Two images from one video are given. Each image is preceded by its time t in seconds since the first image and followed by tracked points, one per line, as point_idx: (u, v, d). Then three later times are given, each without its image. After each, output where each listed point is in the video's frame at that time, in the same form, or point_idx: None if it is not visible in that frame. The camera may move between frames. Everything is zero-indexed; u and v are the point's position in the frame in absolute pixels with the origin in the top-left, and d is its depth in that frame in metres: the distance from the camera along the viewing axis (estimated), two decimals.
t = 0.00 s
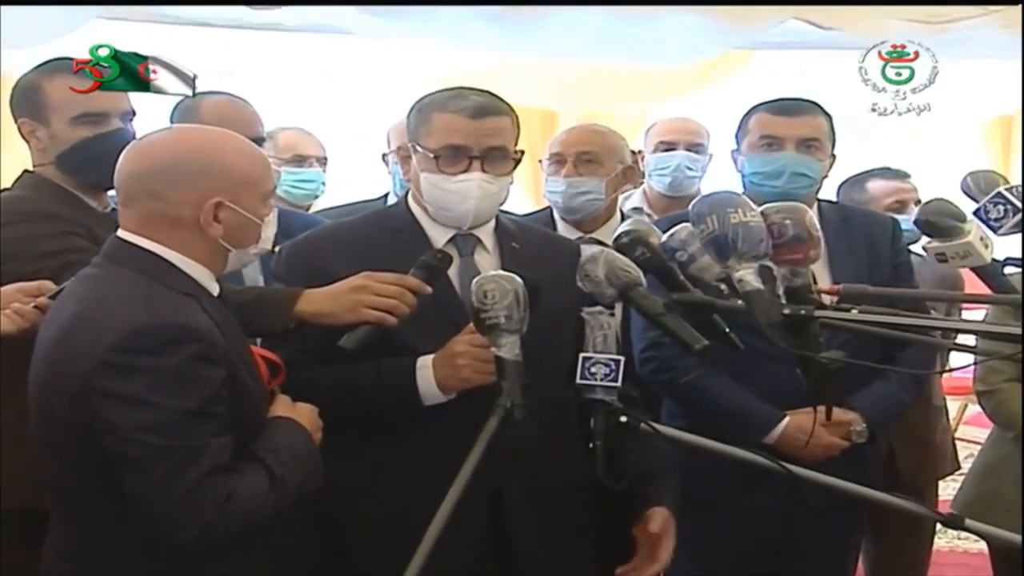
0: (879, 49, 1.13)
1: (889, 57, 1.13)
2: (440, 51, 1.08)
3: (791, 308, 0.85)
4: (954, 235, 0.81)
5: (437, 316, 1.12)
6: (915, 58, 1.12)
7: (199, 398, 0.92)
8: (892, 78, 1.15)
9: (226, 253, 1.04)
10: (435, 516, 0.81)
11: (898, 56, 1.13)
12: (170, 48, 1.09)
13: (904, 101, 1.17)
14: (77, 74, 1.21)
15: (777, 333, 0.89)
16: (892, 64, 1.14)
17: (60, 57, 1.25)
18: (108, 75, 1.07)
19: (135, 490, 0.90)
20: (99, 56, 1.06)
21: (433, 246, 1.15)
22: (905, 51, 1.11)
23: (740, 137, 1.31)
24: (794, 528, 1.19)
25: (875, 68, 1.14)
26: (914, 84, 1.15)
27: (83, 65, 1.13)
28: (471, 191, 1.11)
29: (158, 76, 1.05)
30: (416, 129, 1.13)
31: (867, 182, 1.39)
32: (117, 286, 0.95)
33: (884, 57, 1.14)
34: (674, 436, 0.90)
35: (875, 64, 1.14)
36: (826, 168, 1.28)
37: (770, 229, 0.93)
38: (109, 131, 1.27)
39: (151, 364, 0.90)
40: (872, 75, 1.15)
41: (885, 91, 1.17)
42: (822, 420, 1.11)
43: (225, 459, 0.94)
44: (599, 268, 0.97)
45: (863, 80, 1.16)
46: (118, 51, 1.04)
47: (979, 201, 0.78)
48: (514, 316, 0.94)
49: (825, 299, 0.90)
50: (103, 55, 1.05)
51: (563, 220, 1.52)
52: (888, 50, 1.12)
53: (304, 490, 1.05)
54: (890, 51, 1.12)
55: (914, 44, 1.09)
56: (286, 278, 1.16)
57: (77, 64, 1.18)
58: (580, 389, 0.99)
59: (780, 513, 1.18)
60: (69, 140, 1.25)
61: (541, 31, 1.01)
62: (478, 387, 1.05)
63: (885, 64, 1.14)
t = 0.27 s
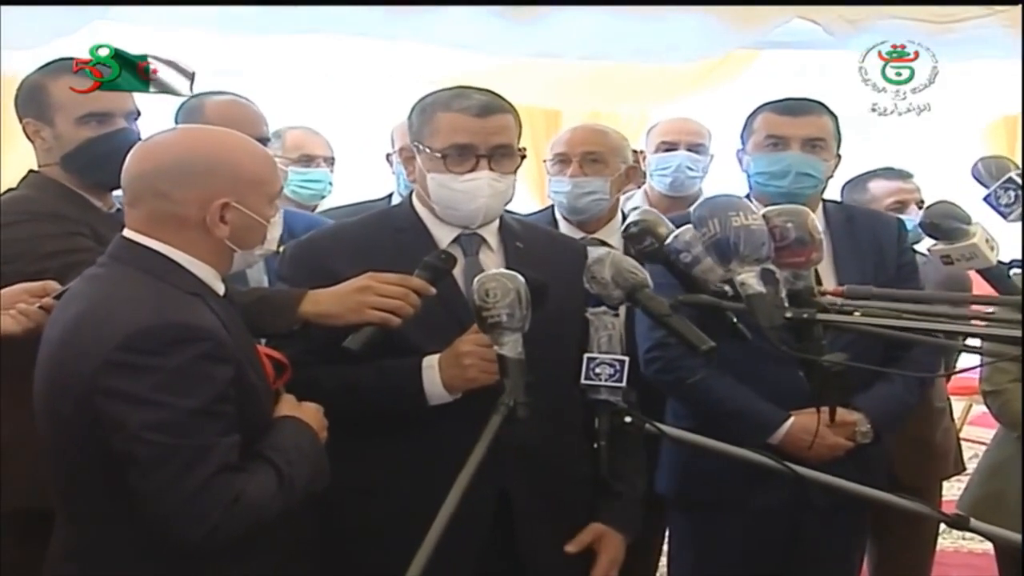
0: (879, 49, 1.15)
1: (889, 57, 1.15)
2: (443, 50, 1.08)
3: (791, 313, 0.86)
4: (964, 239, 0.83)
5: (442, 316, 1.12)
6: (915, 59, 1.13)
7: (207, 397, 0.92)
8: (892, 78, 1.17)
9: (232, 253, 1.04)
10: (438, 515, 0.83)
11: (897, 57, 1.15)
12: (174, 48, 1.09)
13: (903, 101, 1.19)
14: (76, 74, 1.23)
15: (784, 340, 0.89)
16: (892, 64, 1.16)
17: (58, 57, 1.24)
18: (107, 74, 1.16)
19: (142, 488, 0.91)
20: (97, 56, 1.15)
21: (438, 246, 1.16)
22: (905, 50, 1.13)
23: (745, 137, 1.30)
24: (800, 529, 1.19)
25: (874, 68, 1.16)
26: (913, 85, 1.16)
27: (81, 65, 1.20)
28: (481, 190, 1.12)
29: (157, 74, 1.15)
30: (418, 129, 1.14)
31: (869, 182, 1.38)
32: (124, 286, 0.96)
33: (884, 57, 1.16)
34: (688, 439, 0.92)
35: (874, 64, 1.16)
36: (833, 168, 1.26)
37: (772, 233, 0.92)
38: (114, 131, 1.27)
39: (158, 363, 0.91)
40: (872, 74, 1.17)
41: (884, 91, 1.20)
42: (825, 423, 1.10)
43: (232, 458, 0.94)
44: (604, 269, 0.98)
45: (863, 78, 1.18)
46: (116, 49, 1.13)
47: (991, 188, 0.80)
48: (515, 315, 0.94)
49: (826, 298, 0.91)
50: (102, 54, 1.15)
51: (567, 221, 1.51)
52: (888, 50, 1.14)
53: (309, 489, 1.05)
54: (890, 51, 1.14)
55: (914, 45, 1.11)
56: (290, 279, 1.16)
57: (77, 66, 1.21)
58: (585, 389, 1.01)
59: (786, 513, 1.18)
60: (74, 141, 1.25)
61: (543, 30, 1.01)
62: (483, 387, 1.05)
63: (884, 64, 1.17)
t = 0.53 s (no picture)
0: (879, 50, 1.18)
1: (889, 57, 1.18)
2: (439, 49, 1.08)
3: (780, 312, 0.87)
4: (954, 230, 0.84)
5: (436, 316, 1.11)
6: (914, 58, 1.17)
7: (202, 396, 0.92)
8: (892, 77, 1.20)
9: (228, 254, 1.04)
10: (435, 519, 0.87)
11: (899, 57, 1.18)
12: (169, 46, 1.08)
13: (904, 101, 1.22)
14: (76, 75, 1.21)
15: (767, 338, 0.92)
16: (893, 65, 1.19)
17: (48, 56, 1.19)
18: (108, 75, 1.16)
19: (137, 487, 0.90)
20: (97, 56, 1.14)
21: (431, 245, 1.15)
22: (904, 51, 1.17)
23: (738, 136, 1.30)
24: (795, 527, 1.19)
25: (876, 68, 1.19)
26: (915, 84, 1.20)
27: (80, 65, 1.18)
28: (476, 191, 1.13)
29: (155, 77, 1.15)
30: (417, 128, 1.16)
31: (863, 182, 1.32)
32: (118, 285, 0.96)
33: (884, 57, 1.19)
34: (679, 440, 0.95)
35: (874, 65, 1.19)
36: (825, 167, 1.27)
37: (763, 235, 0.93)
38: (108, 129, 1.27)
39: (153, 362, 0.91)
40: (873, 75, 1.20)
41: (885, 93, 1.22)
42: (817, 422, 1.10)
43: (227, 457, 0.94)
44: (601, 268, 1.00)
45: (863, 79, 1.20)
46: (116, 49, 1.12)
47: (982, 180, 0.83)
48: (514, 316, 0.96)
49: (819, 304, 0.89)
50: (102, 55, 1.13)
51: (561, 220, 1.51)
52: (888, 50, 1.17)
53: (305, 488, 1.05)
54: (890, 51, 1.17)
55: (913, 45, 1.14)
56: (285, 278, 1.16)
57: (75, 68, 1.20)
58: (579, 390, 1.05)
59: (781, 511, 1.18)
60: (69, 140, 1.25)
61: (542, 28, 1.01)
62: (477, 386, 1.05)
63: (885, 64, 1.20)
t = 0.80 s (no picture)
0: (880, 50, 1.22)
1: (889, 57, 1.22)
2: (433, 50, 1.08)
3: (774, 320, 0.91)
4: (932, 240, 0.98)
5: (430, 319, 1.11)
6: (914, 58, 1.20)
7: (194, 401, 0.92)
8: (893, 77, 1.23)
9: (219, 257, 1.03)
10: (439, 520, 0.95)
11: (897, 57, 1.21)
12: (162, 48, 1.08)
13: (903, 102, 1.21)
14: (76, 74, 1.20)
15: (759, 338, 0.94)
16: (892, 64, 1.22)
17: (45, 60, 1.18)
18: (108, 74, 1.14)
19: (129, 492, 0.90)
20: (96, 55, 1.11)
21: (424, 248, 1.16)
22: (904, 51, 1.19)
23: (731, 138, 1.32)
24: (788, 528, 1.19)
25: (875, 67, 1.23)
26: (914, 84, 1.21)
27: (79, 65, 1.16)
28: (468, 194, 1.13)
29: (156, 76, 1.15)
30: (410, 131, 1.16)
31: (855, 183, 1.36)
32: (110, 290, 0.95)
33: (884, 57, 1.22)
34: (671, 443, 1.00)
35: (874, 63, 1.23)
36: (816, 168, 1.29)
37: (753, 241, 0.96)
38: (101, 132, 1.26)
39: (145, 367, 0.90)
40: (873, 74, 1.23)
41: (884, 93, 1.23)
42: (810, 425, 1.11)
43: (220, 461, 0.94)
44: (592, 272, 0.99)
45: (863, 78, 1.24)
46: (117, 50, 1.10)
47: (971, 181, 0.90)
48: (515, 323, 0.96)
49: (812, 308, 0.93)
50: (102, 55, 1.11)
51: (553, 221, 1.49)
52: (889, 50, 1.20)
53: (298, 492, 1.04)
54: (890, 51, 1.21)
55: (913, 45, 1.17)
56: (278, 282, 1.16)
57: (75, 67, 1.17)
58: (572, 394, 1.02)
59: (774, 512, 1.19)
60: (62, 144, 1.25)
61: (537, 31, 1.01)
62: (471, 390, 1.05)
63: (885, 64, 1.23)
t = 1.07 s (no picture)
0: (879, 49, 1.16)
1: (889, 57, 1.16)
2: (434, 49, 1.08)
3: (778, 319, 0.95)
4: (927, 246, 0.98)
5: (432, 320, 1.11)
6: (915, 58, 1.15)
7: (195, 402, 0.92)
8: (892, 78, 1.18)
9: (219, 256, 1.04)
10: (444, 524, 0.94)
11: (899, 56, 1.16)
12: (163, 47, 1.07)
13: (903, 101, 1.19)
14: (76, 75, 1.18)
15: (762, 337, 0.97)
16: (893, 64, 1.17)
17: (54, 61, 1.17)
18: (108, 75, 1.08)
19: (131, 491, 0.90)
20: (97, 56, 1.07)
21: (427, 249, 1.15)
22: (904, 50, 1.14)
23: (733, 138, 1.32)
24: (791, 528, 1.19)
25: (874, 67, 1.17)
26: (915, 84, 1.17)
27: (80, 63, 1.11)
28: (465, 192, 1.13)
29: (158, 76, 1.07)
30: (409, 129, 1.16)
31: (856, 183, 1.36)
32: (111, 290, 0.96)
33: (884, 57, 1.16)
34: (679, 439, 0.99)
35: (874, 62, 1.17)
36: (818, 169, 1.29)
37: (761, 231, 0.97)
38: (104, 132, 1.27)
39: (146, 368, 0.91)
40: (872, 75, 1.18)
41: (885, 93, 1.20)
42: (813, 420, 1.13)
43: (221, 461, 0.94)
44: (595, 271, 1.01)
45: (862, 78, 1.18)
46: (117, 49, 1.05)
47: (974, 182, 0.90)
48: (522, 322, 0.99)
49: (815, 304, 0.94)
50: (102, 55, 1.07)
51: (554, 221, 1.49)
52: (888, 50, 1.15)
53: (300, 491, 1.04)
54: (890, 51, 1.15)
55: (914, 45, 1.12)
56: (281, 282, 1.16)
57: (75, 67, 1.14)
58: (577, 390, 1.04)
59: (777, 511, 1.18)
60: (66, 143, 1.25)
61: (537, 30, 1.00)
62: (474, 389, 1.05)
63: (885, 64, 1.17)
